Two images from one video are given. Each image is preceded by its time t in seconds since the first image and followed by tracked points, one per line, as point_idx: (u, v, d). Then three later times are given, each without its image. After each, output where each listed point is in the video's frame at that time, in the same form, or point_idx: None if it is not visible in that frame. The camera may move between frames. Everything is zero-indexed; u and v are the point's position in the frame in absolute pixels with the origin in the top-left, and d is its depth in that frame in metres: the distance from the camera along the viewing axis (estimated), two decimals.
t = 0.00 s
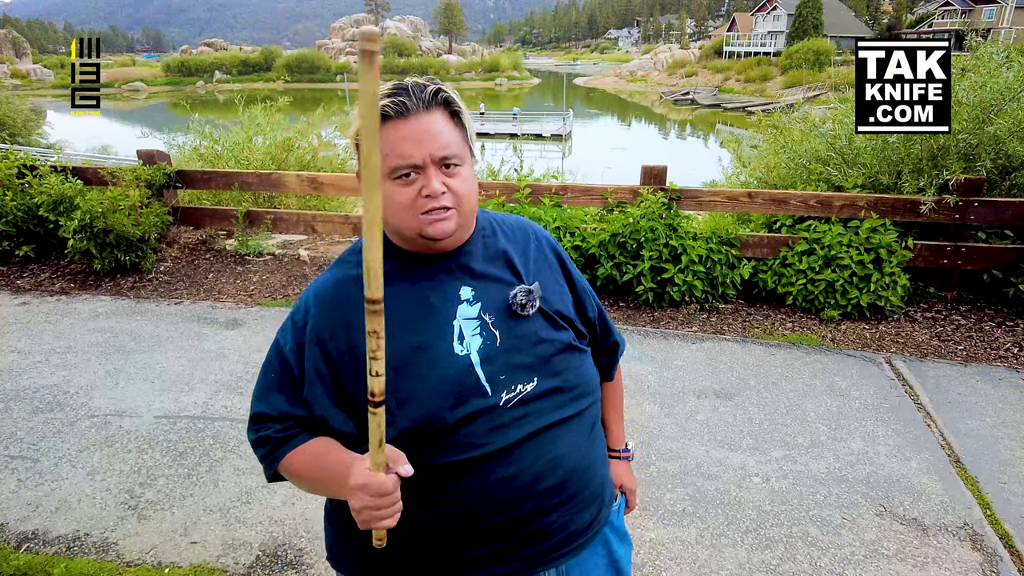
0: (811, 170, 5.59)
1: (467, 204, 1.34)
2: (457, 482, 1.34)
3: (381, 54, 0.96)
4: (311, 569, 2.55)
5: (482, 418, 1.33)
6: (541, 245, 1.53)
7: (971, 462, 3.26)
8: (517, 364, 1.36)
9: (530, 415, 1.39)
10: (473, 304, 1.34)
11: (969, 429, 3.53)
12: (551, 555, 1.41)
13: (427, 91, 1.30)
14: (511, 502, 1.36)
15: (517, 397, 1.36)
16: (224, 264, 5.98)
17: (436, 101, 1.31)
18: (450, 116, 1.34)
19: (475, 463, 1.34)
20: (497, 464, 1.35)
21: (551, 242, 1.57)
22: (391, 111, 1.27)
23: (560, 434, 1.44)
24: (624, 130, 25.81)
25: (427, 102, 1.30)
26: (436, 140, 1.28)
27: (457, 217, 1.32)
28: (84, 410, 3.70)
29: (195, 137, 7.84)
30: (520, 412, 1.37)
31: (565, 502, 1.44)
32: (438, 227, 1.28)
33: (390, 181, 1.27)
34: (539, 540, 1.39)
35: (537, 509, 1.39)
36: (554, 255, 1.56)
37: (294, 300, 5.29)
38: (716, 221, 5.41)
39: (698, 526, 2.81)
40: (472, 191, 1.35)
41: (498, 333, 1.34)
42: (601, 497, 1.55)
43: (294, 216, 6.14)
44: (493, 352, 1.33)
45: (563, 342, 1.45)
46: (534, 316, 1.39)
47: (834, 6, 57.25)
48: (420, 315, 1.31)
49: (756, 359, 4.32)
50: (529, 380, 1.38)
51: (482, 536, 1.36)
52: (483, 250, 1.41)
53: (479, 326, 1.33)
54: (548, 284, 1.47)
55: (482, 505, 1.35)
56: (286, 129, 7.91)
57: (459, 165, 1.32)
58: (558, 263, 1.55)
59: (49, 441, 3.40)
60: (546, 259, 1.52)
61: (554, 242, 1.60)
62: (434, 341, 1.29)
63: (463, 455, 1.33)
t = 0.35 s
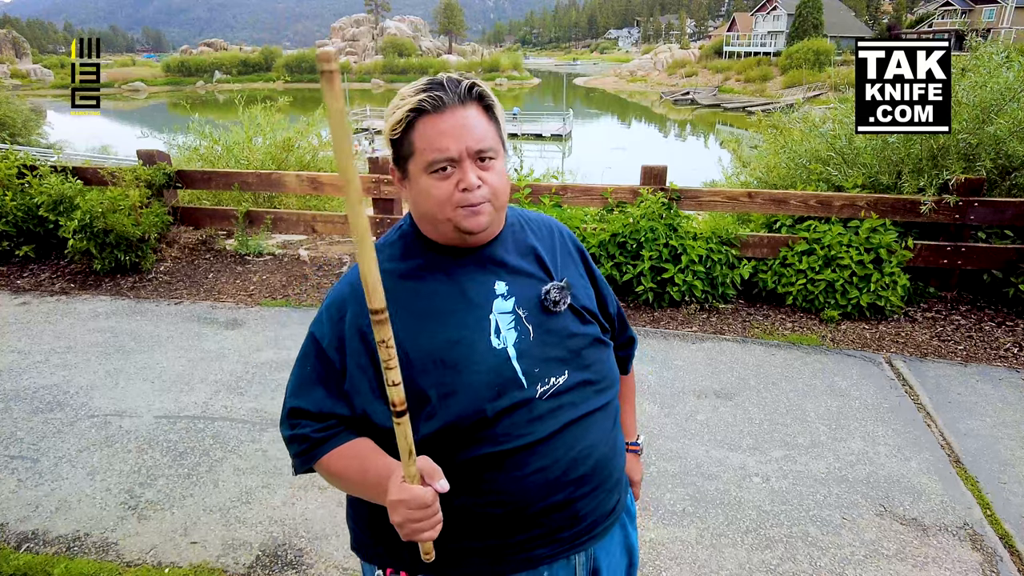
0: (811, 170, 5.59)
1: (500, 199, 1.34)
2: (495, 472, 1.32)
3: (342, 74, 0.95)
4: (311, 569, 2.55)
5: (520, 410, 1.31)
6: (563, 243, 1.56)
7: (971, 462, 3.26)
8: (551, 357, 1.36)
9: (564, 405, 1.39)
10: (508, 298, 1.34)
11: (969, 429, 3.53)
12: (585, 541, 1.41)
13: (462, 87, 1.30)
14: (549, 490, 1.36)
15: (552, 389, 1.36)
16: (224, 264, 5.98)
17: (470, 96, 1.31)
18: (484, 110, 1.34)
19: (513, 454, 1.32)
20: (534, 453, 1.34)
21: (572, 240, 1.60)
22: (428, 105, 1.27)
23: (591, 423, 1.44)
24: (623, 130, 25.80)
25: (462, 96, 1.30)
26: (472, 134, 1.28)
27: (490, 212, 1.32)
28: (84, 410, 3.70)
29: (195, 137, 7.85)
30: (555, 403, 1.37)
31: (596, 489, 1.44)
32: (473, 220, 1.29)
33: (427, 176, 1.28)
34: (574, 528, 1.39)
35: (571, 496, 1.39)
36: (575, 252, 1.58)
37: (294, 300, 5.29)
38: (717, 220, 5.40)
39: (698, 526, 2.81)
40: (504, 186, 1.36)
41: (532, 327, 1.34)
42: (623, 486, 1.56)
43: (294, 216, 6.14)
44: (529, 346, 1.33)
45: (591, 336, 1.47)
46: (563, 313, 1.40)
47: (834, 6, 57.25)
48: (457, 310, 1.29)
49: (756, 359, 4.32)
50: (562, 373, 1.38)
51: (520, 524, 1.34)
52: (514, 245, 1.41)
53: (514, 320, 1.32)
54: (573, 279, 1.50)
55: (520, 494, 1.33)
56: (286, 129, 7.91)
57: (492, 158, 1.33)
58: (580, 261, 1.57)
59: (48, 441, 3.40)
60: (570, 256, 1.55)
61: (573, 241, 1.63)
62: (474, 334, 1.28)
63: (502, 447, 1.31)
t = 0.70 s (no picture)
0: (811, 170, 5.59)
1: (514, 196, 1.29)
2: (489, 465, 1.28)
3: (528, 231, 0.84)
4: (311, 569, 2.55)
5: (517, 407, 1.26)
6: (579, 237, 1.48)
7: (971, 461, 3.26)
8: (553, 355, 1.29)
9: (567, 405, 1.32)
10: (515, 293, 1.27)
11: (969, 429, 3.53)
12: (576, 541, 1.38)
13: (478, 84, 1.28)
14: (542, 489, 1.32)
15: (551, 388, 1.29)
16: (225, 264, 5.98)
17: (485, 94, 1.28)
18: (498, 107, 1.31)
19: (507, 449, 1.28)
20: (530, 450, 1.29)
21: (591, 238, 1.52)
22: (443, 102, 1.25)
23: (595, 425, 1.38)
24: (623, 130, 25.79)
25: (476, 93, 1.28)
26: (486, 131, 1.25)
27: (503, 208, 1.27)
28: (84, 410, 3.70)
29: (195, 137, 7.85)
30: (553, 401, 1.30)
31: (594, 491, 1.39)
32: (486, 214, 1.24)
33: (441, 171, 1.25)
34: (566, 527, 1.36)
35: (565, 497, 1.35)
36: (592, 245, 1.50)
37: (294, 300, 5.30)
38: (717, 220, 5.40)
39: (698, 526, 2.81)
40: (518, 184, 1.32)
41: (535, 325, 1.28)
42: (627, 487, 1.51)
43: (294, 216, 6.13)
44: (531, 345, 1.27)
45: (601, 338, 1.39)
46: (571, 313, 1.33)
47: (834, 6, 57.26)
48: (463, 303, 1.26)
49: (756, 359, 4.32)
50: (563, 373, 1.31)
51: (509, 519, 1.31)
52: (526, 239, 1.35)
53: (517, 316, 1.26)
54: (587, 278, 1.42)
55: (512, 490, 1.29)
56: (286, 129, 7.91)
57: (507, 155, 1.30)
58: (597, 258, 1.49)
59: (48, 441, 3.40)
60: (586, 254, 1.47)
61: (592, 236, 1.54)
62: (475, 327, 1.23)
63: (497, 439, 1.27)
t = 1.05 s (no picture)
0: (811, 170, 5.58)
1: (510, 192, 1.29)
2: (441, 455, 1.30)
3: None
4: (311, 570, 2.54)
5: (472, 405, 1.24)
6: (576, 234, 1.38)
7: (971, 462, 3.25)
8: (520, 356, 1.24)
9: (528, 410, 1.26)
10: (486, 290, 1.25)
11: (970, 429, 3.53)
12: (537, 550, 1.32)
13: (480, 81, 1.29)
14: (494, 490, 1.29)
15: (510, 388, 1.25)
16: (224, 264, 5.97)
17: (487, 90, 1.30)
18: (500, 107, 1.31)
19: (464, 443, 1.27)
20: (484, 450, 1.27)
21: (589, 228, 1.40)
22: (443, 97, 1.28)
23: (561, 435, 1.29)
24: (623, 130, 25.76)
25: (477, 91, 1.29)
26: (483, 127, 1.27)
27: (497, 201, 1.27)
28: (84, 410, 3.70)
29: (195, 137, 7.84)
30: (513, 403, 1.25)
31: (556, 505, 1.30)
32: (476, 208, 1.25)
33: (439, 162, 1.28)
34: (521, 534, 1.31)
35: (522, 505, 1.29)
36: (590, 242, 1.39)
37: (293, 300, 5.29)
38: (717, 220, 5.40)
39: (699, 527, 2.81)
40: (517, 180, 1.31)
41: (503, 324, 1.24)
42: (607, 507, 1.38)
43: (293, 216, 6.12)
44: (494, 343, 1.23)
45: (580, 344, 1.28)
46: (540, 316, 1.25)
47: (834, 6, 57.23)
48: (434, 293, 1.27)
49: (756, 359, 4.32)
50: (528, 374, 1.25)
51: (459, 514, 1.33)
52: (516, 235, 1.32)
53: (485, 313, 1.24)
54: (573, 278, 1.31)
55: (465, 484, 1.30)
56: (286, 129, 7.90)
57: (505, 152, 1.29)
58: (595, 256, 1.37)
59: (48, 441, 3.40)
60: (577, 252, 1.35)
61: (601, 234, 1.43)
62: (438, 319, 1.25)
63: (454, 433, 1.27)
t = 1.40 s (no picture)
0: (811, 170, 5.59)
1: (482, 190, 1.28)
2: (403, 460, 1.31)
3: None
4: (310, 569, 2.55)
5: (430, 411, 1.24)
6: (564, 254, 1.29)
7: (971, 462, 3.25)
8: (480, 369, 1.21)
9: (484, 427, 1.22)
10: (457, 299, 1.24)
11: (970, 429, 3.52)
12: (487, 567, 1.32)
13: (445, 81, 1.30)
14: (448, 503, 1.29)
15: (468, 401, 1.22)
16: (224, 264, 5.97)
17: (454, 89, 1.30)
18: (469, 107, 1.31)
19: (420, 450, 1.28)
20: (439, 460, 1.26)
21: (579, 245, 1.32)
22: (410, 101, 1.31)
23: (517, 458, 1.24)
24: (623, 130, 25.76)
25: (443, 91, 1.30)
26: (447, 126, 1.27)
27: (465, 200, 1.26)
28: (84, 410, 3.70)
29: (195, 137, 7.84)
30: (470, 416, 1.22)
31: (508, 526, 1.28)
32: (443, 208, 1.25)
33: (409, 165, 1.31)
34: (472, 548, 1.31)
35: (474, 520, 1.28)
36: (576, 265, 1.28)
37: (293, 300, 5.29)
38: (717, 220, 5.39)
39: (699, 527, 2.81)
40: (488, 179, 1.30)
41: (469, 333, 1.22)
42: (572, 537, 1.32)
43: (293, 216, 6.12)
44: (457, 352, 1.22)
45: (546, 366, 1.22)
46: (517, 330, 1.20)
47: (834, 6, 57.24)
48: (403, 299, 1.28)
49: (756, 359, 4.32)
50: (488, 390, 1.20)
51: (417, 520, 1.34)
52: (496, 244, 1.29)
53: (454, 321, 1.24)
54: (548, 295, 1.25)
55: (422, 492, 1.30)
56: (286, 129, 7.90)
57: (473, 151, 1.29)
58: (578, 282, 1.26)
59: (48, 441, 3.40)
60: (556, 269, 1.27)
61: (603, 262, 1.32)
62: (405, 325, 1.26)
63: (412, 439, 1.28)
